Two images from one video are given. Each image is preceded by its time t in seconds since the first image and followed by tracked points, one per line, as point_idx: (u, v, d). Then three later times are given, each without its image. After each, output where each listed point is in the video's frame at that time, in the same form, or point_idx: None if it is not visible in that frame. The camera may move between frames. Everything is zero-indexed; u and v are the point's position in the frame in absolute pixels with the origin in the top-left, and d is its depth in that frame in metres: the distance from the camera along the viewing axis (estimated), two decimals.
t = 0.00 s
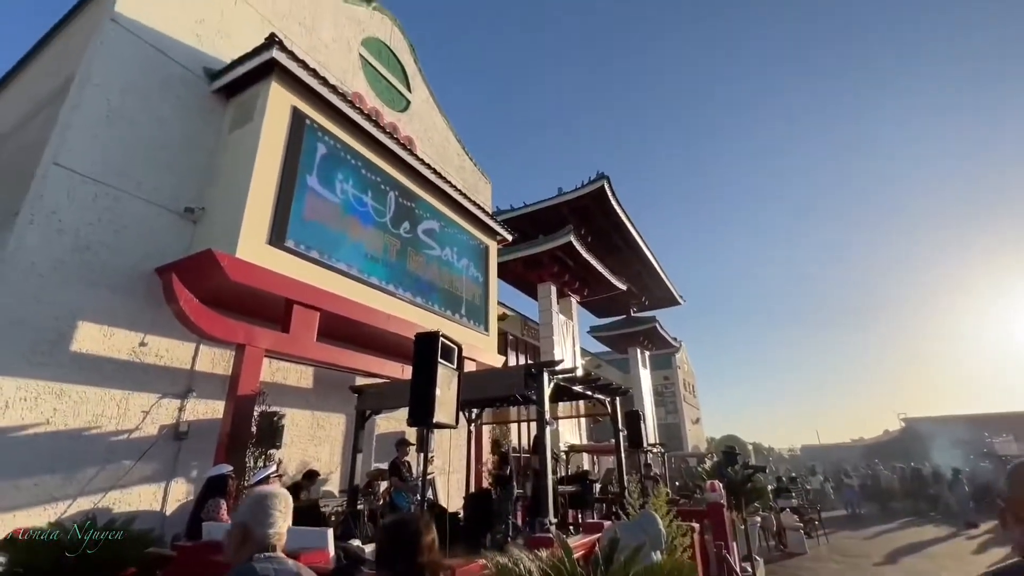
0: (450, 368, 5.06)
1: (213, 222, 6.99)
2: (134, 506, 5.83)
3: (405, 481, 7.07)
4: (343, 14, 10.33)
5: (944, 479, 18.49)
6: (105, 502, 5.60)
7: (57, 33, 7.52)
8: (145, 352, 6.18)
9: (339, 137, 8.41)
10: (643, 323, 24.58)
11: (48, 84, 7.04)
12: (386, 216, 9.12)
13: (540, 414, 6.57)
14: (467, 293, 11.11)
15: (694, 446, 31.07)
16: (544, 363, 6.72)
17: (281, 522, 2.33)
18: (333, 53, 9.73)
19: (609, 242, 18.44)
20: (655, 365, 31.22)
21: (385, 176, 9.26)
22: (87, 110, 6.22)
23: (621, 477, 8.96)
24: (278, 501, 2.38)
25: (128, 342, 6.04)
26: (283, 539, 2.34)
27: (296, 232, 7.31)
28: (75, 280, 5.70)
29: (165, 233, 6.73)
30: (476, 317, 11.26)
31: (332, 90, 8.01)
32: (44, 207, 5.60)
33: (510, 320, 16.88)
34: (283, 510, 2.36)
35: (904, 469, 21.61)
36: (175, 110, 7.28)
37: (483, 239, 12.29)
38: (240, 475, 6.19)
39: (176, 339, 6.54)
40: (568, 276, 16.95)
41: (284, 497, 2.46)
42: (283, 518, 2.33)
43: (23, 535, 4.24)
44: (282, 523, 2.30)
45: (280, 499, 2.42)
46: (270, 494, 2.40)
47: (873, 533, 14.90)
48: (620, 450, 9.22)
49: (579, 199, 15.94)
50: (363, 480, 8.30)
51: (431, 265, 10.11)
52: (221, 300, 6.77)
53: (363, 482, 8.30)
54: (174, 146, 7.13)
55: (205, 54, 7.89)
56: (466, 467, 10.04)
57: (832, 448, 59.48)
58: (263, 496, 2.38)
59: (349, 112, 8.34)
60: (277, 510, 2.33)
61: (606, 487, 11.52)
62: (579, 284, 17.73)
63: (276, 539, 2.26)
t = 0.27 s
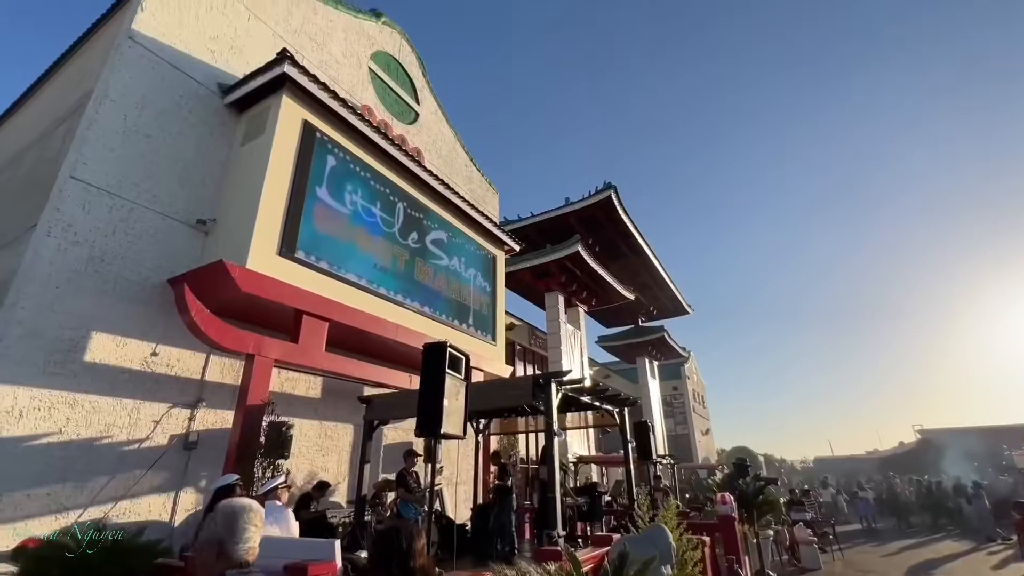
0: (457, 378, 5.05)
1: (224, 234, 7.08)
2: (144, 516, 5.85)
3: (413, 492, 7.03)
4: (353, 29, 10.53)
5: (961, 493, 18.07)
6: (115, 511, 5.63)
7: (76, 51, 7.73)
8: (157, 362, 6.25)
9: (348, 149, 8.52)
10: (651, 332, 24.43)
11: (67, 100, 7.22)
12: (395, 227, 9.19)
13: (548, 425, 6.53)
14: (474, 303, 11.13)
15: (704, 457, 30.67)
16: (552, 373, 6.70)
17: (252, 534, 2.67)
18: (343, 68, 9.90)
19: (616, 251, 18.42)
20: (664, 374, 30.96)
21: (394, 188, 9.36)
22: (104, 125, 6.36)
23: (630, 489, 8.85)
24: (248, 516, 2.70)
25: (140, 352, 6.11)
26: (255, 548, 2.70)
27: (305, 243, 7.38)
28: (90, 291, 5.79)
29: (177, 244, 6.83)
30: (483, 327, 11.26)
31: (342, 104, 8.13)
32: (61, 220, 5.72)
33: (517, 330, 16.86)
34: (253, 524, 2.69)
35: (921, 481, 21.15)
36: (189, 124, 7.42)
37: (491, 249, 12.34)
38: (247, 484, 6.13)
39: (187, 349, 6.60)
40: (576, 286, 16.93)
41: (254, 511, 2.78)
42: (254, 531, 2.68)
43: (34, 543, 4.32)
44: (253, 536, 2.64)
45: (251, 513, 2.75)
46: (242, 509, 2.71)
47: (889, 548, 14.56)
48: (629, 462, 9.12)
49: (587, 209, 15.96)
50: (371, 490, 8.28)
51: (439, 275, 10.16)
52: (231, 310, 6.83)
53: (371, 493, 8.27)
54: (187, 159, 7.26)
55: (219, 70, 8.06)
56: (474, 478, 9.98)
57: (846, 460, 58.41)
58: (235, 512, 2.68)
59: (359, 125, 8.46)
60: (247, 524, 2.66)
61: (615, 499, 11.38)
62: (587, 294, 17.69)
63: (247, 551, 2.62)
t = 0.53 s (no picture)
0: (462, 384, 5.05)
1: (231, 240, 7.14)
2: (150, 521, 5.88)
3: (417, 499, 7.00)
4: (360, 37, 10.63)
5: (974, 501, 17.78)
6: (122, 516, 5.66)
7: (87, 60, 7.85)
8: (164, 367, 6.29)
9: (355, 156, 8.58)
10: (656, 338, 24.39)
11: (78, 108, 7.32)
12: (400, 233, 9.23)
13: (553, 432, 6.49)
14: (479, 309, 11.14)
15: (711, 464, 30.39)
16: (557, 379, 6.68)
17: (207, 541, 2.52)
18: (350, 75, 9.99)
19: (621, 257, 18.40)
20: (670, 380, 30.81)
21: (399, 194, 9.41)
22: (114, 133, 6.44)
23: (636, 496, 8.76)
24: (205, 521, 2.54)
25: (147, 357, 6.15)
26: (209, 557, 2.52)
27: (311, 249, 7.42)
28: (98, 297, 5.85)
29: (185, 250, 6.90)
30: (488, 332, 11.27)
31: (349, 111, 8.21)
32: (71, 226, 5.78)
33: (522, 335, 16.84)
34: (210, 530, 2.53)
35: (932, 489, 20.84)
36: (197, 131, 7.51)
37: (496, 255, 12.37)
38: (252, 490, 6.16)
39: (194, 354, 6.64)
40: (581, 291, 16.90)
41: (211, 514, 2.60)
42: (211, 537, 2.52)
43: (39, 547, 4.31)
44: (209, 544, 2.49)
45: (206, 518, 2.57)
46: (196, 514, 2.55)
47: (901, 558, 14.33)
48: (635, 469, 9.05)
49: (591, 214, 15.96)
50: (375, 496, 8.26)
51: (444, 282, 10.19)
52: (238, 316, 6.88)
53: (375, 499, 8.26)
54: (195, 166, 7.34)
55: (227, 78, 8.15)
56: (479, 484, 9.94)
57: (855, 467, 57.70)
58: (193, 518, 2.52)
59: (365, 131, 8.52)
60: (204, 531, 2.51)
61: (621, 506, 11.29)
62: (592, 299, 17.64)
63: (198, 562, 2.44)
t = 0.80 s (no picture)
0: (465, 384, 5.04)
1: (235, 240, 7.17)
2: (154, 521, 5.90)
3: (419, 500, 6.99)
4: (363, 39, 10.67)
5: (980, 504, 17.65)
6: (127, 515, 5.69)
7: (93, 62, 7.91)
8: (168, 367, 6.31)
9: (358, 157, 8.61)
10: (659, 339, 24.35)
11: (84, 110, 7.37)
12: (403, 234, 9.24)
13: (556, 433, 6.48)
14: (482, 310, 11.14)
15: (714, 466, 30.28)
16: (560, 380, 6.68)
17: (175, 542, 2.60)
18: (353, 77, 10.03)
19: (625, 258, 18.38)
20: (673, 382, 30.74)
21: (403, 195, 9.43)
22: (119, 135, 6.48)
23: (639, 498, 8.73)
24: (172, 523, 2.63)
25: (152, 358, 6.18)
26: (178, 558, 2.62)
27: (314, 250, 7.44)
28: (104, 297, 5.88)
29: (189, 251, 6.93)
30: (491, 333, 11.27)
31: (352, 112, 8.23)
32: (76, 227, 5.82)
33: (525, 336, 16.83)
34: (175, 531, 2.63)
35: (937, 492, 20.69)
36: (202, 132, 7.55)
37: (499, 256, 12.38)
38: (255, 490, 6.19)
39: (198, 354, 6.67)
40: (584, 292, 16.88)
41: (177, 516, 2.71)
42: (177, 537, 2.62)
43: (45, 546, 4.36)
44: (175, 544, 2.58)
45: (170, 520, 2.66)
46: (160, 517, 2.64)
47: (906, 561, 14.23)
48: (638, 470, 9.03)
49: (594, 215, 15.96)
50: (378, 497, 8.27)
51: (447, 283, 10.19)
52: (242, 316, 6.90)
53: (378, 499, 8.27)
54: (200, 167, 7.38)
55: (232, 80, 8.20)
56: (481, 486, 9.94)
57: (859, 470, 57.38)
58: (157, 521, 2.60)
59: (368, 132, 8.55)
60: (169, 532, 2.60)
61: (624, 508, 11.26)
62: (595, 300, 17.62)
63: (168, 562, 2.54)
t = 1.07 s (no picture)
0: (466, 380, 5.03)
1: (237, 236, 7.17)
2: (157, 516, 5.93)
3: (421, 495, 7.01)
4: (365, 34, 10.63)
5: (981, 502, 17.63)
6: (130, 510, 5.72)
7: (95, 57, 7.91)
8: (171, 363, 6.33)
9: (360, 153, 8.59)
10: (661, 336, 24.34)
11: (86, 105, 7.37)
12: (404, 230, 9.24)
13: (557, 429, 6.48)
14: (483, 306, 11.14)
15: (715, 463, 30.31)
16: (561, 376, 6.67)
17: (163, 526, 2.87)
18: (355, 73, 10.00)
19: (626, 255, 18.35)
20: (674, 379, 30.75)
21: (404, 191, 9.41)
22: (121, 130, 6.48)
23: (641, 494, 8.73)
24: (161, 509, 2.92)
25: (154, 353, 6.19)
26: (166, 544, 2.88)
27: (316, 246, 7.44)
28: (106, 293, 5.89)
29: (191, 246, 6.93)
30: (492, 330, 11.27)
31: (354, 107, 8.21)
32: (78, 222, 5.83)
33: (526, 332, 16.84)
34: (164, 516, 2.90)
35: (939, 490, 20.67)
36: (204, 128, 7.54)
37: (501, 252, 12.37)
38: (258, 485, 6.20)
39: (200, 350, 6.68)
40: (585, 289, 16.86)
41: (166, 505, 3.01)
42: (164, 523, 2.89)
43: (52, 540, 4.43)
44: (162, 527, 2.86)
45: (161, 506, 2.96)
46: (152, 504, 2.92)
47: (907, 558, 14.23)
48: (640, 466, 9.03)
49: (596, 212, 15.92)
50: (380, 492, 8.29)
51: (448, 279, 10.19)
52: (243, 312, 6.91)
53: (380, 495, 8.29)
54: (202, 163, 7.37)
55: (234, 76, 8.19)
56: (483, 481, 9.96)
57: (861, 467, 57.39)
58: (148, 507, 2.88)
59: (369, 128, 8.52)
60: (158, 516, 2.88)
61: (625, 504, 11.28)
62: (597, 297, 17.60)
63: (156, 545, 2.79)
